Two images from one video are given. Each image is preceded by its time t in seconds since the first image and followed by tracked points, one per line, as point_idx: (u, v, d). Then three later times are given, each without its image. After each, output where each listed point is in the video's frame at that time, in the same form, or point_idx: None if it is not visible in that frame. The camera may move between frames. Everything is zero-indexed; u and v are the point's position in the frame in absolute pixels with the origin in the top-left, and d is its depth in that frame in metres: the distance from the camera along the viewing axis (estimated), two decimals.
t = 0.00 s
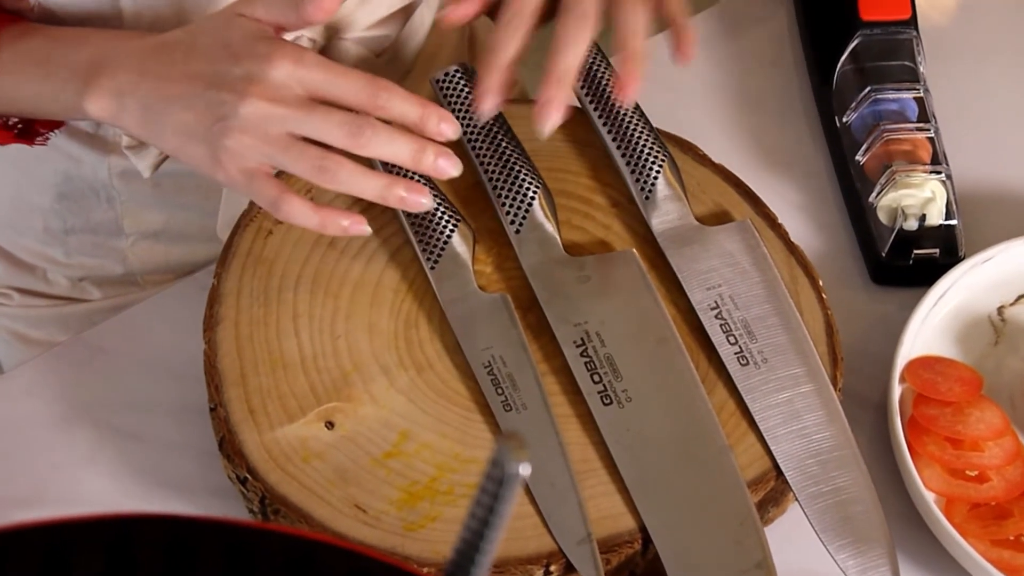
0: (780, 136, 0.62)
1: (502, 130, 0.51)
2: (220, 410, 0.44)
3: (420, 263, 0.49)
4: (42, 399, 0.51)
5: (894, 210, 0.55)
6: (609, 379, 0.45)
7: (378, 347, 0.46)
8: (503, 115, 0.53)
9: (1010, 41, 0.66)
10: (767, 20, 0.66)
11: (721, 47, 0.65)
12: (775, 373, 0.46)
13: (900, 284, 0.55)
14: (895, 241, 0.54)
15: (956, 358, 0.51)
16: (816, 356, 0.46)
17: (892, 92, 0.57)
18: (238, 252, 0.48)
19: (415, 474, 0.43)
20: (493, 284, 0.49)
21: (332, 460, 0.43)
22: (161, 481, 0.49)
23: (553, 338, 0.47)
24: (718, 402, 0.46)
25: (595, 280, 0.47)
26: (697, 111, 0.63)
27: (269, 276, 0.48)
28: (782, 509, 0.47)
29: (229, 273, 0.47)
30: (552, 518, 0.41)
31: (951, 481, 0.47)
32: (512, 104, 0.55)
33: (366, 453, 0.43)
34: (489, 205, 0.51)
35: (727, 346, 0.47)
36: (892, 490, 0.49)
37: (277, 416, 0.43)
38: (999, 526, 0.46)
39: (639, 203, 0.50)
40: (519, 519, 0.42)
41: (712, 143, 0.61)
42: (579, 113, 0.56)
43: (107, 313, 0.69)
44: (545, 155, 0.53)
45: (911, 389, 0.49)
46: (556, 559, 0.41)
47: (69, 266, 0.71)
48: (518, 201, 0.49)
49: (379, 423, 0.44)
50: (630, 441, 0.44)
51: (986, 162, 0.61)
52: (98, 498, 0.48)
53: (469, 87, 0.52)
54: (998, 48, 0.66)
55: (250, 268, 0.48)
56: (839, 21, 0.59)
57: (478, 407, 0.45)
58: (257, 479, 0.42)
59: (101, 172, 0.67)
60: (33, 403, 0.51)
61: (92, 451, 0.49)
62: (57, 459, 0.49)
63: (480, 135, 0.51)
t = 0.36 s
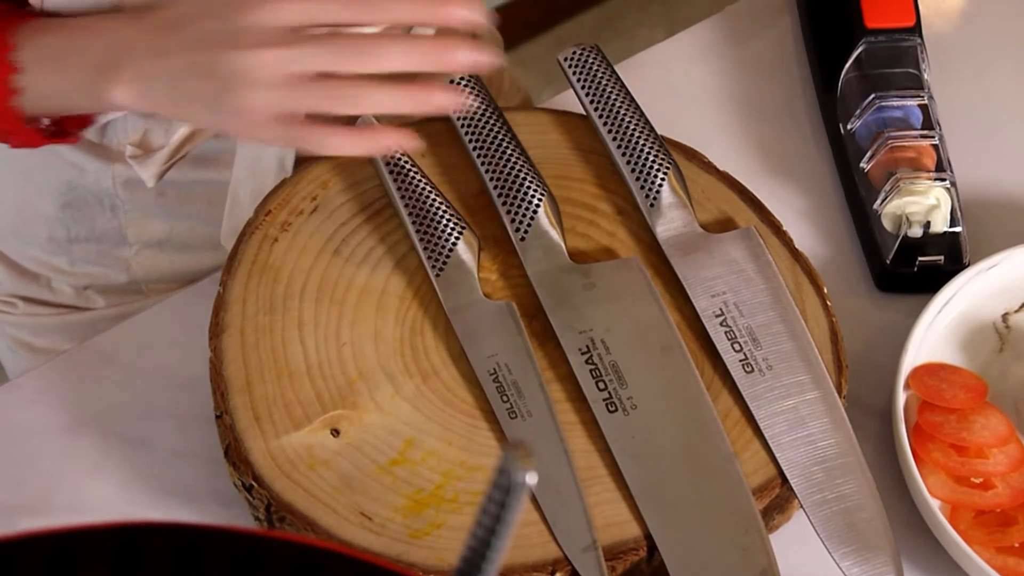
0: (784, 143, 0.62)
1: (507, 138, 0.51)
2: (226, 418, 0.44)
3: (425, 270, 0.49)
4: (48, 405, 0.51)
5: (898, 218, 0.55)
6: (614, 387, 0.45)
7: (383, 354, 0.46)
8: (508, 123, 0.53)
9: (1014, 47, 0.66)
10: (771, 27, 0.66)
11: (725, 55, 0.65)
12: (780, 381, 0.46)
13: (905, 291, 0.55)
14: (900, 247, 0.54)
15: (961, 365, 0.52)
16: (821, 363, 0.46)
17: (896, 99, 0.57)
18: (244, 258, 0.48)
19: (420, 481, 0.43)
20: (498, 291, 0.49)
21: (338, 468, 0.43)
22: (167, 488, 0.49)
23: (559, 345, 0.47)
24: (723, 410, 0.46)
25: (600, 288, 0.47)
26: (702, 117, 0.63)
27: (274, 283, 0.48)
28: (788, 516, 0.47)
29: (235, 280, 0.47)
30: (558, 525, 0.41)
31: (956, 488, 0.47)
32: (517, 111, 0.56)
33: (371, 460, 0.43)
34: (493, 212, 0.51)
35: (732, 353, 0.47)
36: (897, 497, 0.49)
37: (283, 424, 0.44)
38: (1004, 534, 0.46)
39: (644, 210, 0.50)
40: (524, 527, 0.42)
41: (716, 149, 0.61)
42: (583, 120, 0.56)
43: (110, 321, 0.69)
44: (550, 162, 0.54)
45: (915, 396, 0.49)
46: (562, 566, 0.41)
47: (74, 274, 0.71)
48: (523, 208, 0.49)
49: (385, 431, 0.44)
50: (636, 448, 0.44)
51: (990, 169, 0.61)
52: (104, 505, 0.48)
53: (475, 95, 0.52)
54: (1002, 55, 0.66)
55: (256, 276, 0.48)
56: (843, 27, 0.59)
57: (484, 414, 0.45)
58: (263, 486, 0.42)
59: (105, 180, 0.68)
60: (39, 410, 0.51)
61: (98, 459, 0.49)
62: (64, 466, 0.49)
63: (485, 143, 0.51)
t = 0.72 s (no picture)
0: (786, 144, 0.62)
1: (509, 138, 0.51)
2: (228, 419, 0.44)
3: (427, 271, 0.49)
4: (49, 406, 0.51)
5: (900, 218, 0.55)
6: (616, 388, 0.45)
7: (384, 356, 0.46)
8: (510, 124, 0.53)
9: (1017, 48, 0.66)
10: (773, 28, 0.66)
11: (727, 56, 0.65)
12: (782, 382, 0.46)
13: (907, 292, 0.55)
14: (902, 248, 0.54)
15: (963, 366, 0.51)
16: (824, 364, 0.46)
17: (898, 100, 0.57)
18: (245, 259, 0.48)
19: (421, 482, 0.43)
20: (499, 292, 0.49)
21: (339, 469, 0.43)
22: (169, 489, 0.49)
23: (561, 346, 0.47)
24: (725, 411, 0.46)
25: (602, 289, 0.47)
26: (704, 117, 0.63)
27: (276, 284, 0.48)
28: (790, 516, 0.47)
29: (237, 281, 0.47)
30: (559, 526, 0.41)
31: (958, 489, 0.47)
32: (519, 112, 0.55)
33: (373, 461, 0.43)
34: (495, 213, 0.51)
35: (734, 354, 0.47)
36: (900, 499, 0.49)
37: (285, 425, 0.44)
38: (1007, 535, 0.46)
39: (646, 211, 0.50)
40: (526, 527, 0.42)
41: (718, 150, 0.61)
42: (585, 121, 0.56)
43: (112, 323, 0.71)
44: (552, 163, 0.54)
45: (918, 397, 0.49)
46: (564, 567, 0.41)
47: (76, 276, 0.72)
48: (525, 209, 0.49)
49: (386, 432, 0.44)
50: (637, 449, 0.44)
51: (992, 170, 0.61)
52: (106, 506, 0.48)
53: (477, 96, 0.52)
54: (1005, 55, 0.66)
55: (257, 277, 0.48)
56: (846, 29, 0.59)
57: (485, 415, 0.45)
58: (265, 487, 0.42)
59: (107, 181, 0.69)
60: (40, 410, 0.51)
61: (100, 460, 0.50)
62: (66, 467, 0.49)
63: (487, 144, 0.51)
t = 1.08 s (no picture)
0: (788, 142, 0.62)
1: (511, 135, 0.51)
2: (228, 416, 0.44)
3: (428, 268, 0.49)
4: (50, 402, 0.51)
5: (903, 217, 0.55)
6: (618, 386, 0.45)
7: (385, 353, 0.46)
8: (512, 122, 0.53)
9: (1020, 46, 0.66)
10: (775, 26, 0.66)
11: (729, 54, 0.65)
12: (784, 381, 0.46)
13: (909, 291, 0.55)
14: (904, 247, 0.54)
15: (965, 365, 0.51)
16: (826, 363, 0.46)
17: (901, 99, 0.57)
18: (247, 256, 0.48)
19: (422, 480, 0.43)
20: (501, 290, 0.49)
21: (341, 466, 0.43)
22: (170, 486, 0.49)
23: (562, 344, 0.47)
24: (727, 409, 0.46)
25: (604, 287, 0.47)
26: (706, 115, 0.63)
27: (277, 281, 0.47)
28: (791, 516, 0.47)
29: (238, 278, 0.47)
30: (560, 524, 0.41)
31: (960, 489, 0.47)
32: (521, 109, 0.55)
33: (374, 459, 0.43)
34: (497, 211, 0.51)
35: (736, 353, 0.46)
36: (901, 498, 0.49)
37: (286, 422, 0.43)
38: (1009, 534, 0.45)
39: (648, 209, 0.50)
40: (528, 526, 0.42)
41: (721, 148, 0.61)
42: (588, 118, 0.56)
43: (116, 318, 0.71)
44: (554, 160, 0.53)
45: (919, 397, 0.49)
46: (565, 566, 0.41)
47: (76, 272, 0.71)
48: (527, 207, 0.49)
49: (387, 429, 0.44)
50: (639, 447, 0.43)
51: (994, 169, 0.61)
52: (107, 503, 0.48)
53: (479, 93, 0.52)
54: (1008, 54, 0.66)
55: (258, 274, 0.47)
56: (849, 27, 0.59)
57: (486, 412, 0.45)
58: (265, 484, 0.42)
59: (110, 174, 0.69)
60: (40, 406, 0.51)
61: (100, 456, 0.49)
62: (66, 464, 0.49)
63: (488, 141, 0.51)
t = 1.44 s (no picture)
0: (792, 140, 0.62)
1: (514, 133, 0.51)
2: (231, 412, 0.44)
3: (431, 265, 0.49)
4: (50, 400, 0.51)
5: (907, 214, 0.54)
6: (621, 383, 0.45)
7: (389, 350, 0.46)
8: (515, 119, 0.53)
9: None
10: (776, 23, 0.66)
11: (729, 52, 0.65)
12: (788, 378, 0.46)
13: (913, 288, 0.55)
14: (908, 245, 0.54)
15: (969, 363, 0.51)
16: (830, 361, 0.46)
17: (906, 96, 0.57)
18: (249, 253, 0.48)
19: (425, 477, 0.43)
20: (504, 287, 0.49)
21: (343, 463, 0.43)
22: (172, 484, 0.49)
23: (565, 341, 0.47)
24: (730, 407, 0.46)
25: (607, 284, 0.47)
26: (708, 113, 0.62)
27: (280, 277, 0.47)
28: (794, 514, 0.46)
29: (240, 274, 0.47)
30: (564, 522, 0.41)
31: (964, 487, 0.47)
32: (524, 106, 0.55)
33: (377, 456, 0.43)
34: (500, 208, 0.51)
35: (739, 350, 0.46)
36: (904, 495, 0.49)
37: (288, 419, 0.43)
38: (1013, 532, 0.45)
39: (652, 206, 0.50)
40: (531, 523, 0.42)
41: (724, 146, 0.61)
42: (591, 115, 0.55)
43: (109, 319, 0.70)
44: (557, 157, 0.53)
45: (923, 394, 0.49)
46: (568, 563, 0.41)
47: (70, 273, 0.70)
48: (530, 204, 0.49)
49: (390, 426, 0.44)
50: (642, 445, 0.43)
51: (998, 165, 0.61)
52: (109, 502, 0.48)
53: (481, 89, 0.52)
54: (1012, 51, 0.66)
55: (261, 270, 0.47)
56: (854, 24, 0.59)
57: (489, 409, 0.45)
58: (268, 481, 0.41)
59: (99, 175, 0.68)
60: (41, 403, 0.51)
61: (101, 454, 0.49)
62: (67, 462, 0.49)
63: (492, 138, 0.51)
